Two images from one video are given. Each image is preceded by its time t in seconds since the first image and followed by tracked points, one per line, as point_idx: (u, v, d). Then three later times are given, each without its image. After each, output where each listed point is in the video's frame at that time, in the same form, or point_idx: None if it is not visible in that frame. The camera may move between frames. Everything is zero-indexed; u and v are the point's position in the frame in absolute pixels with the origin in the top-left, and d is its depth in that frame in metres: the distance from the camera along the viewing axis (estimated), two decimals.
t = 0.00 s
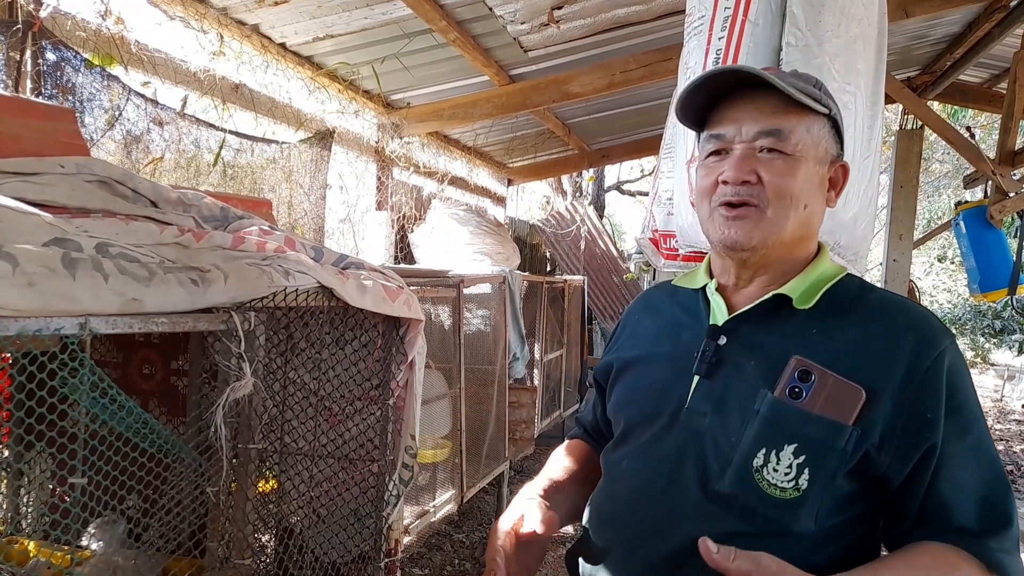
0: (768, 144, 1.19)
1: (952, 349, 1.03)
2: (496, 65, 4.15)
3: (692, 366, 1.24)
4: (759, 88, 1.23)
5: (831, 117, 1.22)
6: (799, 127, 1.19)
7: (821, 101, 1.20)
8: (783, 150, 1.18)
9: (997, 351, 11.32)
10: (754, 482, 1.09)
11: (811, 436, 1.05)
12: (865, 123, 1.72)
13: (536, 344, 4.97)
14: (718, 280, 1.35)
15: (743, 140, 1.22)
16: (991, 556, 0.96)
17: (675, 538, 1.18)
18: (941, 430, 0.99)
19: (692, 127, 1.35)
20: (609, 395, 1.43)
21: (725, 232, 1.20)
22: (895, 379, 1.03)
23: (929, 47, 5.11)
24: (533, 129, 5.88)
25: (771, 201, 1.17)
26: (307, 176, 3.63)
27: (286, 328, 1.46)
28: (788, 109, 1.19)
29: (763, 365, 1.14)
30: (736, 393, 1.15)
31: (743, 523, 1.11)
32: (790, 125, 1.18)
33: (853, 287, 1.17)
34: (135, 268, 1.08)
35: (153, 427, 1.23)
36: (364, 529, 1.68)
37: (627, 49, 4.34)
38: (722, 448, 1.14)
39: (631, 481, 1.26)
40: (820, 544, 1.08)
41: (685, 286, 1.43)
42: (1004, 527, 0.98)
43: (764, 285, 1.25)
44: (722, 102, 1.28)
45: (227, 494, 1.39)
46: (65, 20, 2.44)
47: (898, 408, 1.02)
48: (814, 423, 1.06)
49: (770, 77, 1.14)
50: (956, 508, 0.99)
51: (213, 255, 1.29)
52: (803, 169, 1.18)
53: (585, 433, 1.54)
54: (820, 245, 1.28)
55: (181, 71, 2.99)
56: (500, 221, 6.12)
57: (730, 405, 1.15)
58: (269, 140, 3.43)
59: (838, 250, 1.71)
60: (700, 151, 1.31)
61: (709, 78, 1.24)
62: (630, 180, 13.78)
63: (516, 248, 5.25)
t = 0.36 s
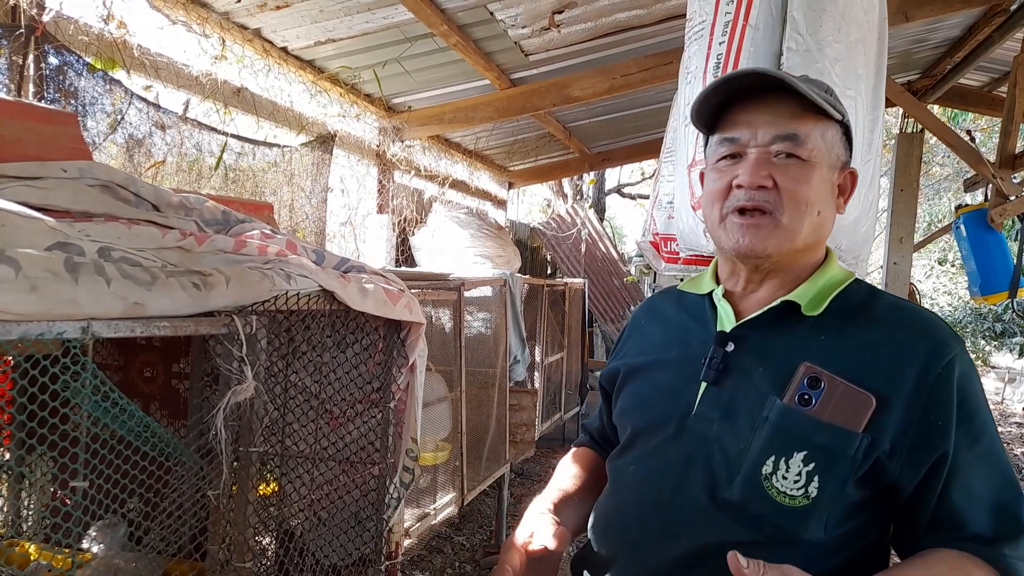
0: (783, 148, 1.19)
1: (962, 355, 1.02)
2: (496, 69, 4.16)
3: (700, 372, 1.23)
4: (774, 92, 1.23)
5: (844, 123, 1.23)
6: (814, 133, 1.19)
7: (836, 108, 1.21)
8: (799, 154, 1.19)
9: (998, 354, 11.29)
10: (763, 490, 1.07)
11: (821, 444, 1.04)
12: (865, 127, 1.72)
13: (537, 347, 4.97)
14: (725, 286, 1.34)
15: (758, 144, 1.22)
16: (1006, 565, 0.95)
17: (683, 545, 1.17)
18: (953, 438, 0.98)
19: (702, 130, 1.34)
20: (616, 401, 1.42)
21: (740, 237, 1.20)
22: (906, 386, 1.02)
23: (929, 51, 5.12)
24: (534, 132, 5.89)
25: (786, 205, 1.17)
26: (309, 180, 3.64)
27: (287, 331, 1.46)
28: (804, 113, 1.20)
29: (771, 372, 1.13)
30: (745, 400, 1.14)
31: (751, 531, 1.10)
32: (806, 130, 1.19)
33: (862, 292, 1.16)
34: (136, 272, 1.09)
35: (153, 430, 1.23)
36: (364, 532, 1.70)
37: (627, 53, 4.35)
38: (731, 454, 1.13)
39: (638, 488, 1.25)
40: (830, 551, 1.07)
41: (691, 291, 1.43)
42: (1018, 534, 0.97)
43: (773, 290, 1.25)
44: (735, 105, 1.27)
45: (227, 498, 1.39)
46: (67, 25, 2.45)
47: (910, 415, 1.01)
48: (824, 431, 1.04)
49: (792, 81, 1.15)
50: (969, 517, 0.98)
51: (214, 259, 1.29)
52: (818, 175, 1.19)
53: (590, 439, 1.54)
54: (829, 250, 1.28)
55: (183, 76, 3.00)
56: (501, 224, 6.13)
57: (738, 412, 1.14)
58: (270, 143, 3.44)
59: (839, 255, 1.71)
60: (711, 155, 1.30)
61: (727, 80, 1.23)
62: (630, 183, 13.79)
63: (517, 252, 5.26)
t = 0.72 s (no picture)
0: (791, 147, 1.19)
1: (968, 356, 1.02)
2: (496, 67, 4.16)
3: (704, 372, 1.23)
4: (782, 90, 1.22)
5: (851, 122, 1.23)
6: (822, 131, 1.19)
7: (844, 106, 1.21)
8: (807, 153, 1.18)
9: (997, 352, 11.31)
10: (767, 492, 1.08)
11: (826, 445, 1.04)
12: (866, 125, 1.72)
13: (537, 345, 4.97)
14: (729, 285, 1.34)
15: (766, 142, 1.21)
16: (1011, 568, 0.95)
17: (687, 546, 1.17)
18: (958, 441, 0.98)
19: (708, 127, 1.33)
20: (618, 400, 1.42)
21: (747, 237, 1.20)
22: (911, 388, 1.02)
23: (929, 48, 5.12)
24: (534, 130, 5.88)
25: (794, 206, 1.16)
26: (308, 177, 3.64)
27: (287, 329, 1.46)
28: (812, 111, 1.20)
29: (775, 372, 1.13)
30: (748, 400, 1.14)
31: (754, 532, 1.10)
32: (815, 128, 1.19)
33: (867, 293, 1.16)
34: (137, 270, 1.09)
35: (153, 427, 1.23)
36: (364, 529, 1.71)
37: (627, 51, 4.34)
38: (735, 455, 1.13)
39: (643, 489, 1.25)
40: (835, 553, 1.06)
41: (694, 289, 1.42)
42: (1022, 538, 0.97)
43: (777, 290, 1.25)
44: (742, 102, 1.27)
45: (228, 495, 1.39)
46: (67, 22, 2.45)
47: (915, 417, 1.01)
48: (829, 433, 1.04)
49: (803, 79, 1.14)
50: (974, 520, 0.98)
51: (214, 256, 1.29)
52: (825, 174, 1.18)
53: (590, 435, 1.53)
54: (834, 249, 1.27)
55: (182, 73, 3.00)
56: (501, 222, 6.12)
57: (742, 412, 1.14)
58: (270, 141, 3.44)
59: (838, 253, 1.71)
60: (718, 152, 1.29)
61: (736, 77, 1.22)
62: (630, 181, 13.78)
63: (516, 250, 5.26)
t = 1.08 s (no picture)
0: (790, 148, 1.19)
1: (972, 364, 1.02)
2: (496, 69, 4.16)
3: (706, 377, 1.23)
4: (781, 91, 1.23)
5: (853, 124, 1.23)
6: (822, 133, 1.19)
7: (845, 108, 1.21)
8: (806, 154, 1.18)
9: (998, 354, 11.32)
10: (768, 499, 1.08)
11: (827, 453, 1.04)
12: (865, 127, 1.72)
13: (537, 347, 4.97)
14: (732, 289, 1.34)
15: (765, 144, 1.21)
16: None
17: (688, 552, 1.17)
18: (962, 449, 0.98)
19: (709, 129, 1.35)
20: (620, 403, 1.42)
21: (745, 239, 1.20)
22: (914, 395, 1.02)
23: (929, 50, 5.12)
24: (534, 132, 5.89)
25: (791, 207, 1.16)
26: (309, 180, 3.64)
27: (289, 331, 1.46)
28: (812, 113, 1.20)
29: (778, 378, 1.13)
30: (751, 406, 1.14)
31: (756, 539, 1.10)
32: (814, 130, 1.19)
33: (870, 299, 1.16)
34: (139, 273, 1.09)
35: (155, 430, 1.23)
36: (365, 531, 1.70)
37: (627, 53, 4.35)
38: (736, 462, 1.13)
39: (644, 494, 1.25)
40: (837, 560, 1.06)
41: (697, 293, 1.42)
42: None
43: (780, 294, 1.25)
44: (742, 104, 1.28)
45: (230, 497, 1.39)
46: (68, 25, 2.45)
47: (917, 424, 1.01)
48: (831, 440, 1.04)
49: (800, 80, 1.14)
50: (978, 529, 0.98)
51: (216, 259, 1.29)
52: (825, 175, 1.18)
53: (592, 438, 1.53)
54: (837, 253, 1.27)
55: (183, 75, 3.00)
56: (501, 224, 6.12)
57: (744, 418, 1.14)
58: (271, 143, 3.44)
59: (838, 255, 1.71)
60: (719, 154, 1.30)
61: (733, 78, 1.23)
62: (630, 183, 13.79)
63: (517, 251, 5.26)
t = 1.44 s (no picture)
0: (802, 142, 1.20)
1: (980, 364, 1.02)
2: (497, 68, 4.16)
3: (710, 378, 1.23)
4: (795, 86, 1.25)
5: (863, 125, 1.25)
6: (834, 129, 1.20)
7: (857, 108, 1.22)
8: (818, 149, 1.19)
9: (998, 353, 11.33)
10: (771, 499, 1.08)
11: (831, 454, 1.05)
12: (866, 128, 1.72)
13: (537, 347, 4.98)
14: (738, 290, 1.34)
15: (777, 137, 1.23)
16: None
17: (691, 553, 1.17)
18: (969, 449, 0.98)
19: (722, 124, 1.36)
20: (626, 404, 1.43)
21: (755, 231, 1.20)
22: (919, 396, 1.02)
23: (930, 50, 5.12)
24: (535, 131, 5.89)
25: (802, 200, 1.17)
26: (309, 179, 3.64)
27: (290, 330, 1.46)
28: (824, 108, 1.21)
29: (781, 379, 1.13)
30: (754, 407, 1.14)
31: (759, 540, 1.10)
32: (826, 126, 1.20)
33: (876, 299, 1.16)
34: (142, 272, 1.09)
35: (157, 428, 1.23)
36: (366, 530, 1.72)
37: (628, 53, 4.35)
38: (739, 462, 1.13)
39: (648, 495, 1.26)
40: (841, 562, 1.06)
41: (703, 294, 1.43)
42: None
43: (786, 293, 1.25)
44: (756, 98, 1.29)
45: (232, 497, 1.39)
46: (70, 24, 2.45)
47: (922, 425, 1.01)
48: (834, 441, 1.05)
49: (816, 72, 1.16)
50: (985, 531, 0.97)
51: (219, 259, 1.30)
52: (835, 172, 1.19)
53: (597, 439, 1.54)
54: (844, 253, 1.27)
55: (184, 75, 3.01)
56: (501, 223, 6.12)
57: (747, 418, 1.14)
58: (271, 143, 3.45)
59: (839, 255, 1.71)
60: (730, 149, 1.31)
61: (749, 70, 1.25)
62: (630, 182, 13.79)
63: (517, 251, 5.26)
